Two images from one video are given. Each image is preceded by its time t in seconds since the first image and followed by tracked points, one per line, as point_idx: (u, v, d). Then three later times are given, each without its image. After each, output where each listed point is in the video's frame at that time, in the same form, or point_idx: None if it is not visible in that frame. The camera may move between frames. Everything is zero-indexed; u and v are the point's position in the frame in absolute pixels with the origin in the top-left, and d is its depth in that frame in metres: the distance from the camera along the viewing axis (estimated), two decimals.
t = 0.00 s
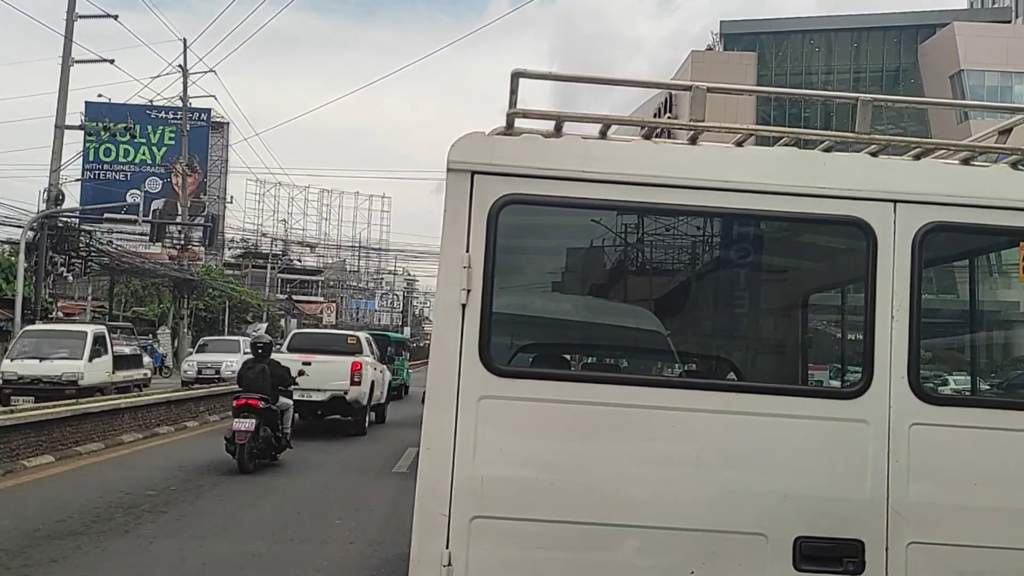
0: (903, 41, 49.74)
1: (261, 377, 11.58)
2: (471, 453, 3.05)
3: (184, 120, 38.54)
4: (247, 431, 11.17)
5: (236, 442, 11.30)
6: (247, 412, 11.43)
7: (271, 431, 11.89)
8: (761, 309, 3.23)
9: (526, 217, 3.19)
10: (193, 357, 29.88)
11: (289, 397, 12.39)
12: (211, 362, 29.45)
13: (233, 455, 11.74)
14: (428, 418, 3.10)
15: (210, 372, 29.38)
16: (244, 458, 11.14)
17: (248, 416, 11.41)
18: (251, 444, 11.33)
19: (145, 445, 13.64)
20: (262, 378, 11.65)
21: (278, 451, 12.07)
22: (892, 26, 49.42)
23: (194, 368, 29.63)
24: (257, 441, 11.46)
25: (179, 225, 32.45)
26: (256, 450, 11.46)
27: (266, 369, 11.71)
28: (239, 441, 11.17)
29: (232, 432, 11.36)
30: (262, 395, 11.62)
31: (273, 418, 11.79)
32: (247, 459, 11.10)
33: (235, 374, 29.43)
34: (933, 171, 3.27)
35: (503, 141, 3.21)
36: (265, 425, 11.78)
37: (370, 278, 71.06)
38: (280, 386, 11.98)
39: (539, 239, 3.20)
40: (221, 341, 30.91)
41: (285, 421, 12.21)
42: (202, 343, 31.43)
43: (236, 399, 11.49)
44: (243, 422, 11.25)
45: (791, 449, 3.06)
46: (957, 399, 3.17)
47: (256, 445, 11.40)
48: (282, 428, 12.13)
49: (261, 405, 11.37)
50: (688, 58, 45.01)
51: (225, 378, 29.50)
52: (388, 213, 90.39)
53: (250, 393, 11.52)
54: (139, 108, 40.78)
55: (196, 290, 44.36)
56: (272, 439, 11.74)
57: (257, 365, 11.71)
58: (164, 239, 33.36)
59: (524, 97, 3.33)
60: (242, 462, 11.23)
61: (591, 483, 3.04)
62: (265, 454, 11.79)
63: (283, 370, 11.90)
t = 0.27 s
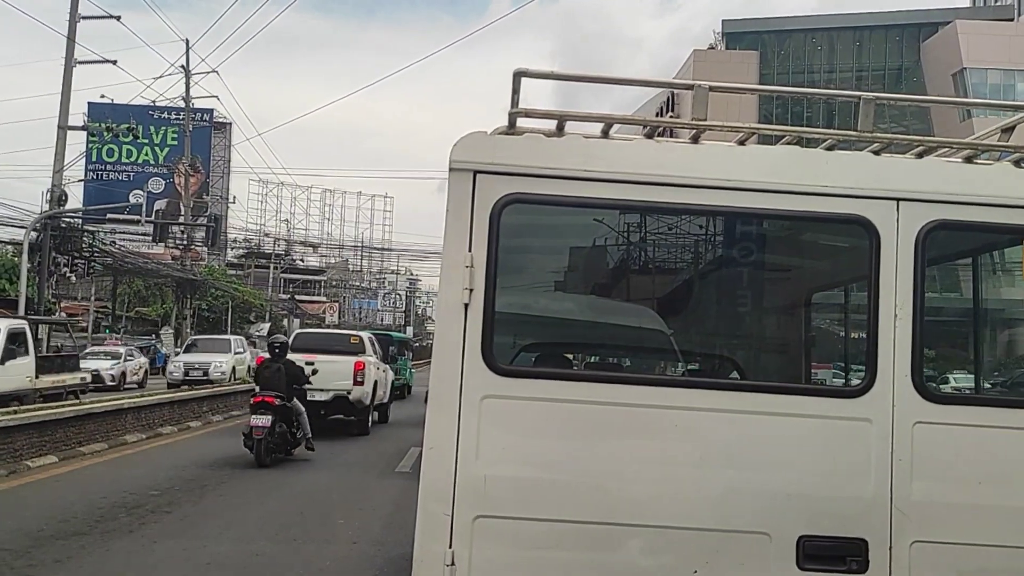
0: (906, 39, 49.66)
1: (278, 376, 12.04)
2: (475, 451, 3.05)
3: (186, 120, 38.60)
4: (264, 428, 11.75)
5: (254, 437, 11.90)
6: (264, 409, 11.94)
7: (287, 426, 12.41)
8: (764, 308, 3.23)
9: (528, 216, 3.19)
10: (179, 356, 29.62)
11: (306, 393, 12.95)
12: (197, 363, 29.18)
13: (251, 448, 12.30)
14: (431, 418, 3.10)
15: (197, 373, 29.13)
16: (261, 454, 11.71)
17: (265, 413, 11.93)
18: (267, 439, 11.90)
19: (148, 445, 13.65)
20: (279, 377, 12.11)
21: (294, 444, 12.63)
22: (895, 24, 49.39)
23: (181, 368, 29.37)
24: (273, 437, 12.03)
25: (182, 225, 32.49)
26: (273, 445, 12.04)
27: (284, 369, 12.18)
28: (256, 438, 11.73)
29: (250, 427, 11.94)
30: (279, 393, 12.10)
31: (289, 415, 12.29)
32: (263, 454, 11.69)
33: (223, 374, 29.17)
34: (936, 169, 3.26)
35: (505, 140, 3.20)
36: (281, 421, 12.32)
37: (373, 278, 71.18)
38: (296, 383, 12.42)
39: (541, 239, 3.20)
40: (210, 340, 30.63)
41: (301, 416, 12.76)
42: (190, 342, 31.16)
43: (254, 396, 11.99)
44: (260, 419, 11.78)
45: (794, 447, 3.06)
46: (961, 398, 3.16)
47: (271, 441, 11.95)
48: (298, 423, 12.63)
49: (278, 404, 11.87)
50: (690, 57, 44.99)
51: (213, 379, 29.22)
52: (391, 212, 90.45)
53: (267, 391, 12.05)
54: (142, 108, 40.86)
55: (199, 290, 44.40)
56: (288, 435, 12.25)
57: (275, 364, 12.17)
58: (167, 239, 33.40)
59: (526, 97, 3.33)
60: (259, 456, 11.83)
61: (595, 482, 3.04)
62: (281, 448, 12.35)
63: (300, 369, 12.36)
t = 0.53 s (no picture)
0: (920, 23, 49.19)
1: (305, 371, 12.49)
2: (491, 444, 3.06)
3: (200, 118, 38.72)
4: (292, 419, 12.21)
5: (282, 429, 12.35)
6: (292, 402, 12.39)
7: (313, 418, 12.86)
8: (780, 296, 3.22)
9: (540, 208, 3.18)
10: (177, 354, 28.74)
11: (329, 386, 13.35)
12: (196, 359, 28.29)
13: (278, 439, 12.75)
14: (447, 410, 3.10)
15: (196, 371, 28.27)
16: (289, 446, 12.19)
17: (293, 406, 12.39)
18: (296, 430, 12.36)
19: (167, 442, 13.74)
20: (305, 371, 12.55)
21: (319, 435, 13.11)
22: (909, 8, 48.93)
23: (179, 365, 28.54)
24: (301, 428, 12.50)
25: (197, 222, 32.62)
26: (300, 436, 12.50)
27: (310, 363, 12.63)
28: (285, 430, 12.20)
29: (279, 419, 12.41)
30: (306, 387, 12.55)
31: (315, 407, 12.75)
32: (292, 445, 12.16)
33: (223, 371, 28.21)
34: (953, 153, 3.23)
35: (517, 131, 3.20)
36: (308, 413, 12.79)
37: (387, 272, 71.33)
38: (321, 377, 12.87)
39: (554, 230, 3.19)
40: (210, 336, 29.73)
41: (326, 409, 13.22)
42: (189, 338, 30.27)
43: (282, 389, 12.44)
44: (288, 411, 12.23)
45: (812, 436, 3.05)
46: (979, 384, 3.14)
47: (299, 433, 12.41)
48: (322, 415, 13.09)
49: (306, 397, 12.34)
50: (702, 45, 44.75)
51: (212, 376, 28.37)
52: (404, 207, 90.59)
53: (295, 384, 12.52)
54: (156, 107, 41.03)
55: (214, 287, 44.61)
56: (314, 427, 12.70)
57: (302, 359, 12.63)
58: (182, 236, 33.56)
59: (537, 89, 3.32)
60: (287, 447, 12.28)
61: (611, 473, 3.04)
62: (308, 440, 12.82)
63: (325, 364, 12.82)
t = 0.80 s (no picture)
0: None
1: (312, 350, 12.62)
2: (490, 423, 3.07)
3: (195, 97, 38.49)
4: (299, 397, 12.35)
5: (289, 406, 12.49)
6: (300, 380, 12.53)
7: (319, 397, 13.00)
8: (778, 272, 3.21)
9: (538, 186, 3.17)
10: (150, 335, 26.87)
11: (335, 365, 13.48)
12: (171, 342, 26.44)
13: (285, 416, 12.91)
14: (446, 390, 3.11)
15: (172, 354, 26.33)
16: (295, 423, 12.33)
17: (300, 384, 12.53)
18: (302, 408, 12.50)
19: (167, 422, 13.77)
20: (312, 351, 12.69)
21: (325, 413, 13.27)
22: None
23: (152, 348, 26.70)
24: (306, 406, 12.63)
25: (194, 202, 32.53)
26: (306, 414, 12.64)
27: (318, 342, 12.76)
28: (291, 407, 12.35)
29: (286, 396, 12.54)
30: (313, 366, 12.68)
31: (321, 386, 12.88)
32: (298, 422, 12.30)
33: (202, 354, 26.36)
34: (952, 128, 3.22)
35: (515, 109, 3.18)
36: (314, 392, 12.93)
37: (385, 251, 71.29)
38: (328, 356, 13.01)
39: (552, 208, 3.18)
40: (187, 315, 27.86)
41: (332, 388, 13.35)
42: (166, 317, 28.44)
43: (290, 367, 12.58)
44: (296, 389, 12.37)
45: (811, 412, 3.06)
46: (977, 359, 3.15)
47: (305, 410, 12.55)
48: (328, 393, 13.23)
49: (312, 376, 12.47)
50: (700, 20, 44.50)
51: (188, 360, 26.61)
52: (401, 185, 90.41)
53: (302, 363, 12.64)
54: (150, 86, 40.95)
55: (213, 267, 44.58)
56: (320, 406, 12.83)
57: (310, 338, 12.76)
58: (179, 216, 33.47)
59: (534, 66, 3.30)
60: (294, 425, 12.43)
61: (610, 450, 3.05)
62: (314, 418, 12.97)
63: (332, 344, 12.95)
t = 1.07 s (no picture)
0: None
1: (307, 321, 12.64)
2: (481, 393, 3.08)
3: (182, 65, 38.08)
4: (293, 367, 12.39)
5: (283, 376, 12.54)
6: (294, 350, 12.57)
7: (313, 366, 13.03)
8: (768, 241, 3.22)
9: (529, 156, 3.16)
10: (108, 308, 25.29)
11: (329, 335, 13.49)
12: (130, 315, 24.81)
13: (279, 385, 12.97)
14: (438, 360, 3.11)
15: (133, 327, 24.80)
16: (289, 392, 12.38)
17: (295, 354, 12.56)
18: (296, 377, 12.54)
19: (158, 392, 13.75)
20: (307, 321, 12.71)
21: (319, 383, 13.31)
22: None
23: (109, 322, 25.09)
24: (300, 376, 12.66)
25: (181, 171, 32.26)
26: (300, 383, 12.69)
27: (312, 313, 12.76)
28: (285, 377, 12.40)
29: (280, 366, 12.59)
30: (307, 336, 12.71)
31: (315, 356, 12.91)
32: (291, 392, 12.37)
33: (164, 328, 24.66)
34: (944, 98, 3.21)
35: (506, 78, 3.16)
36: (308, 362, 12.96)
37: (374, 221, 71.06)
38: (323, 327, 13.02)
39: (543, 178, 3.17)
40: (149, 286, 26.18)
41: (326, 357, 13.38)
42: (127, 288, 26.76)
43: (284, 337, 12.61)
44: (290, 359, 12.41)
45: (801, 382, 3.08)
46: (965, 328, 3.17)
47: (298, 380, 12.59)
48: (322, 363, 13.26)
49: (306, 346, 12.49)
50: None
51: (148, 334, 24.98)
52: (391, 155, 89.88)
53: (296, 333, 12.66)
54: (136, 55, 40.54)
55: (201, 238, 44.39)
56: (314, 375, 12.87)
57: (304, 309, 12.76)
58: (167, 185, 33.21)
59: (525, 35, 3.27)
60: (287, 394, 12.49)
61: (602, 420, 3.07)
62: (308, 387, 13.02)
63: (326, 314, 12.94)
